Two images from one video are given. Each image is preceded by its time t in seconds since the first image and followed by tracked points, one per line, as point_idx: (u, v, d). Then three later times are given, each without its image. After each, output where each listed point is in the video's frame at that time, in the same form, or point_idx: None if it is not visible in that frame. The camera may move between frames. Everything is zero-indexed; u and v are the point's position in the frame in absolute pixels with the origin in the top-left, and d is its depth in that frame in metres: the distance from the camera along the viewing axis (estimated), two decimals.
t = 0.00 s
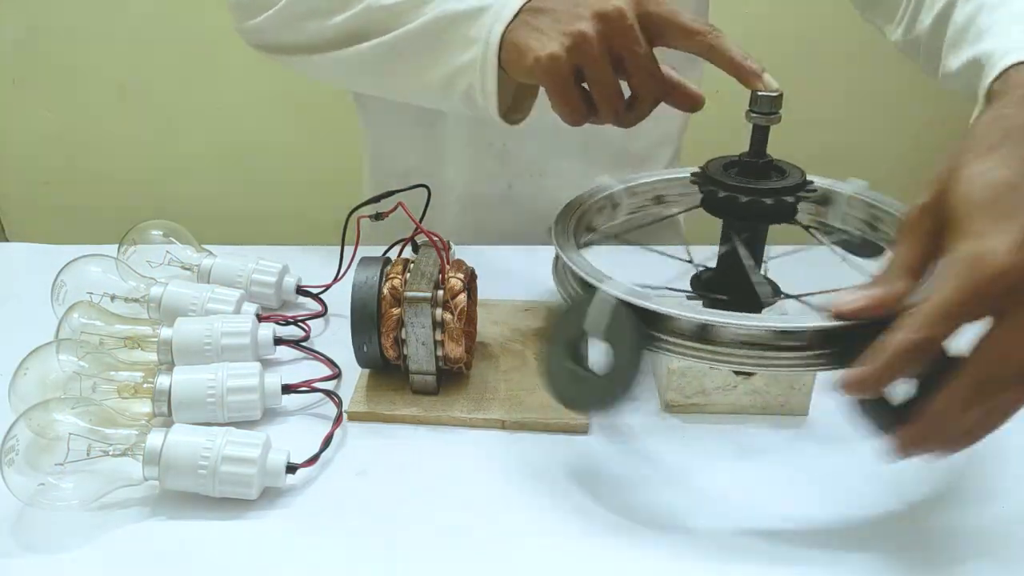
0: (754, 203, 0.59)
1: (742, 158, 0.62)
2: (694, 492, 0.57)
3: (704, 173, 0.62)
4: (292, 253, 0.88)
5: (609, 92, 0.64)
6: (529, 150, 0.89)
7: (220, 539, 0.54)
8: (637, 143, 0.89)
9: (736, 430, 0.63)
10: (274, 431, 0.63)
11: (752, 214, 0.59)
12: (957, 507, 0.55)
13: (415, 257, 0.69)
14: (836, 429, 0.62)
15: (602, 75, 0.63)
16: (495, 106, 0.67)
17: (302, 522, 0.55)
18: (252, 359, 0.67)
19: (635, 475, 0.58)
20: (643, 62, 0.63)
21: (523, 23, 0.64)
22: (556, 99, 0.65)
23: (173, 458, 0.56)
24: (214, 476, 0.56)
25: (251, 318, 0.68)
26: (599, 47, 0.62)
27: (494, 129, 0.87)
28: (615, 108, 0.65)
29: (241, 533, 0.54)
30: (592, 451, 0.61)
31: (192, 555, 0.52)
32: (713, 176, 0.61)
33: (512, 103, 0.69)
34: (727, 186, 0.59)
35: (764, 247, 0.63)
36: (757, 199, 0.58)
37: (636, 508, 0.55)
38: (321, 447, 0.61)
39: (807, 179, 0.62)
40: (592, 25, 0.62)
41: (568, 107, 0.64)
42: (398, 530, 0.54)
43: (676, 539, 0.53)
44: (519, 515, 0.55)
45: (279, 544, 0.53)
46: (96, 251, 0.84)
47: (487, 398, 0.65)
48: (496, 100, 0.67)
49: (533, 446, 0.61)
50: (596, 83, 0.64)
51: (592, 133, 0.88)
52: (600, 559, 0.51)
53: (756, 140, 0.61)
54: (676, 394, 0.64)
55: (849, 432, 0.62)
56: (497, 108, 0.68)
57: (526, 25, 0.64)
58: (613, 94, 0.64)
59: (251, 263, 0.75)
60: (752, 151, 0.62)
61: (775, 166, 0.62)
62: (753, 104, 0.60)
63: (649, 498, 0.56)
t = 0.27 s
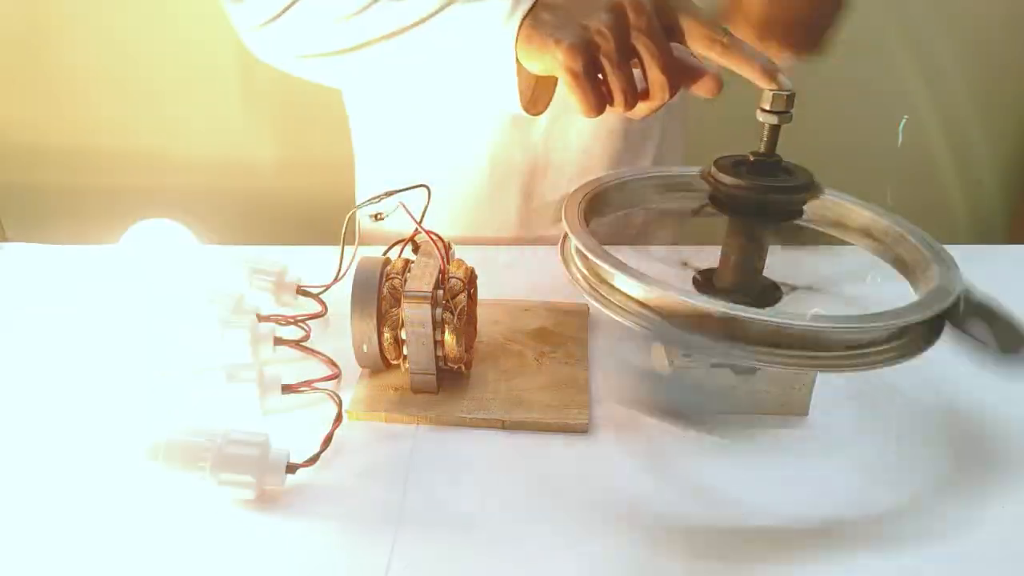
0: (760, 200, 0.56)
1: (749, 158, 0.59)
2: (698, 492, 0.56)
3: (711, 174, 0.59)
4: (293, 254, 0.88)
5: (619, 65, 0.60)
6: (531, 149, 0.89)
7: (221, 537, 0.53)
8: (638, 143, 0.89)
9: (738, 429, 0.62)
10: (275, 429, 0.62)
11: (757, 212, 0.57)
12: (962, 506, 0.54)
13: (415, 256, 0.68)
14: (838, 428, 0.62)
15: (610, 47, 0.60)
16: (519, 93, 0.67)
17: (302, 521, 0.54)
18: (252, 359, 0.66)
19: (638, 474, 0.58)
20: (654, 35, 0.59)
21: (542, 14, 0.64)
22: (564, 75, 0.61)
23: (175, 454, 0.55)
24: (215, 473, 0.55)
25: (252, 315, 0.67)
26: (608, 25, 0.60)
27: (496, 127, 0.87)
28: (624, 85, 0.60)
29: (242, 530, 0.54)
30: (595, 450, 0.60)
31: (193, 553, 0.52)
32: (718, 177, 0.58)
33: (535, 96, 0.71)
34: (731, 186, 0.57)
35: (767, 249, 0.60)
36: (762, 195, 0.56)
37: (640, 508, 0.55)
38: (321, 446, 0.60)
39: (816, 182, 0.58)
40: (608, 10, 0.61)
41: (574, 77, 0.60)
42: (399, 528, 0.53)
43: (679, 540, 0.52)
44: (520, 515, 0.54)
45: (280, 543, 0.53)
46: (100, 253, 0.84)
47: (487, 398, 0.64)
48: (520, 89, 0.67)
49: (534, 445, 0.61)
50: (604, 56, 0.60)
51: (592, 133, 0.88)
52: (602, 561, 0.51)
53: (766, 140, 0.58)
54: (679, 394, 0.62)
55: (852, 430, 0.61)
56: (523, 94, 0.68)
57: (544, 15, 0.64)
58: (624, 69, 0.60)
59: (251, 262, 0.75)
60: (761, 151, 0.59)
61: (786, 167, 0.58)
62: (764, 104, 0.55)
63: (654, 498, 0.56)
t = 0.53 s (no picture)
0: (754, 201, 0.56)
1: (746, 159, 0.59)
2: (697, 492, 0.56)
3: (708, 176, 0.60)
4: (293, 254, 0.88)
5: (608, 64, 0.57)
6: (531, 149, 0.89)
7: (220, 537, 0.53)
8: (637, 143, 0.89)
9: (738, 429, 0.62)
10: (276, 429, 0.62)
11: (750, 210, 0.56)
12: (960, 505, 0.54)
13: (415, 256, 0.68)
14: (837, 427, 0.62)
15: (601, 46, 0.57)
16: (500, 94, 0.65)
17: (301, 520, 0.54)
18: (251, 359, 0.66)
19: (638, 474, 0.58)
20: (645, 35, 0.57)
21: (531, 10, 0.60)
22: (551, 73, 0.58)
23: (173, 456, 0.54)
24: (214, 476, 0.54)
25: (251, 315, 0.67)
26: (599, 23, 0.57)
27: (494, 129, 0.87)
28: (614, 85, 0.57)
29: (242, 529, 0.54)
30: (595, 450, 0.60)
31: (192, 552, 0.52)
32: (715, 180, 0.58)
33: (515, 94, 0.68)
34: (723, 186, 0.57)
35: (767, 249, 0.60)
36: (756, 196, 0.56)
37: (639, 508, 0.55)
38: (321, 445, 0.60)
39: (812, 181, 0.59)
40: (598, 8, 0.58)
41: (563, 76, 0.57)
42: (398, 528, 0.53)
43: (678, 540, 0.52)
44: (519, 516, 0.54)
45: (279, 542, 0.53)
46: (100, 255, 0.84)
47: (487, 398, 0.64)
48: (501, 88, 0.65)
49: (535, 445, 0.61)
50: (594, 55, 0.57)
51: (591, 133, 0.88)
52: (600, 561, 0.51)
53: (761, 141, 0.58)
54: (678, 395, 0.62)
55: (851, 429, 0.62)
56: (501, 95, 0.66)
57: (533, 10, 0.60)
58: (615, 69, 0.57)
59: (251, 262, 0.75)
60: (756, 153, 0.59)
61: (782, 167, 0.59)
62: (757, 105, 0.57)
63: (651, 498, 0.56)
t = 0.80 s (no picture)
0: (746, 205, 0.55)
1: (740, 161, 0.59)
2: (697, 492, 0.56)
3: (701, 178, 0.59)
4: (294, 254, 0.88)
5: (602, 64, 0.57)
6: (532, 150, 0.89)
7: (220, 536, 0.53)
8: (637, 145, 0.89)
9: (738, 429, 0.62)
10: (276, 428, 0.62)
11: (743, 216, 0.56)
12: (960, 506, 0.54)
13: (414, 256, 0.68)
14: (837, 428, 0.62)
15: (595, 45, 0.57)
16: (500, 91, 0.65)
17: (301, 520, 0.54)
18: (252, 359, 0.66)
19: (636, 475, 0.58)
20: (639, 35, 0.57)
21: (527, 10, 0.60)
22: (547, 72, 0.59)
23: (173, 456, 0.54)
24: (214, 477, 0.54)
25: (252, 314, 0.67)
26: (593, 22, 0.57)
27: (495, 129, 0.87)
28: (609, 85, 0.58)
29: (243, 529, 0.54)
30: (595, 450, 0.60)
31: (191, 552, 0.52)
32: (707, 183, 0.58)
33: (516, 92, 0.69)
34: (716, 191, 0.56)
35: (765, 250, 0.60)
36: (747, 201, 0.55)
37: (639, 509, 0.55)
38: (321, 445, 0.60)
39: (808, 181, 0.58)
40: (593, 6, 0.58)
41: (557, 75, 0.58)
42: (398, 528, 0.53)
43: (678, 540, 0.52)
44: (519, 515, 0.54)
45: (278, 542, 0.53)
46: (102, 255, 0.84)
47: (487, 398, 0.64)
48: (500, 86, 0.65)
49: (534, 446, 0.61)
50: (589, 55, 0.57)
51: (591, 134, 0.88)
52: (600, 561, 0.51)
53: (754, 144, 0.58)
54: (678, 395, 0.62)
55: (850, 430, 0.62)
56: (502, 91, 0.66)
57: (529, 10, 0.60)
58: (609, 70, 0.58)
59: (252, 262, 0.75)
60: (751, 154, 0.59)
61: (777, 167, 0.58)
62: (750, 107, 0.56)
63: (649, 498, 0.56)
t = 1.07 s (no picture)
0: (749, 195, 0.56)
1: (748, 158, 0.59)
2: (698, 491, 0.56)
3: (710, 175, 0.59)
4: (293, 254, 0.88)
5: (615, 67, 0.58)
6: (531, 151, 0.89)
7: (221, 536, 0.53)
8: (637, 146, 0.89)
9: (738, 428, 0.62)
10: (276, 428, 0.62)
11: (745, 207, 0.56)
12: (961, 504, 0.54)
13: (414, 256, 0.68)
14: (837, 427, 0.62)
15: (608, 49, 0.57)
16: (511, 94, 0.65)
17: (301, 520, 0.54)
18: (251, 359, 0.66)
19: (636, 474, 0.58)
20: (650, 38, 0.58)
21: (537, 16, 0.61)
22: (558, 78, 0.59)
23: (173, 456, 0.54)
24: (214, 477, 0.54)
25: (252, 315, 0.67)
26: (604, 27, 0.58)
27: (494, 129, 0.87)
28: (622, 87, 0.58)
29: (243, 529, 0.54)
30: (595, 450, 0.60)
31: (192, 551, 0.52)
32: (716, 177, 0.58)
33: (526, 96, 0.68)
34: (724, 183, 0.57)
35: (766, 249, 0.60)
36: (751, 191, 0.56)
37: (640, 508, 0.55)
38: (321, 445, 0.60)
39: (816, 181, 0.58)
40: (603, 13, 0.58)
41: (570, 80, 0.58)
42: (399, 528, 0.53)
43: (679, 539, 0.52)
44: (520, 515, 0.54)
45: (279, 542, 0.53)
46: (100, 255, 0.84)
47: (487, 398, 0.64)
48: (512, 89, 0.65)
49: (535, 445, 0.61)
50: (601, 59, 0.58)
51: (590, 134, 0.88)
52: (601, 560, 0.51)
53: (761, 140, 0.58)
54: (678, 395, 0.62)
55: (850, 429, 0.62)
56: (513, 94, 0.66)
57: (539, 16, 0.61)
58: (621, 71, 0.58)
59: (252, 262, 0.75)
60: (758, 152, 0.59)
61: (783, 163, 0.59)
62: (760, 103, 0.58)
63: (650, 497, 0.56)
